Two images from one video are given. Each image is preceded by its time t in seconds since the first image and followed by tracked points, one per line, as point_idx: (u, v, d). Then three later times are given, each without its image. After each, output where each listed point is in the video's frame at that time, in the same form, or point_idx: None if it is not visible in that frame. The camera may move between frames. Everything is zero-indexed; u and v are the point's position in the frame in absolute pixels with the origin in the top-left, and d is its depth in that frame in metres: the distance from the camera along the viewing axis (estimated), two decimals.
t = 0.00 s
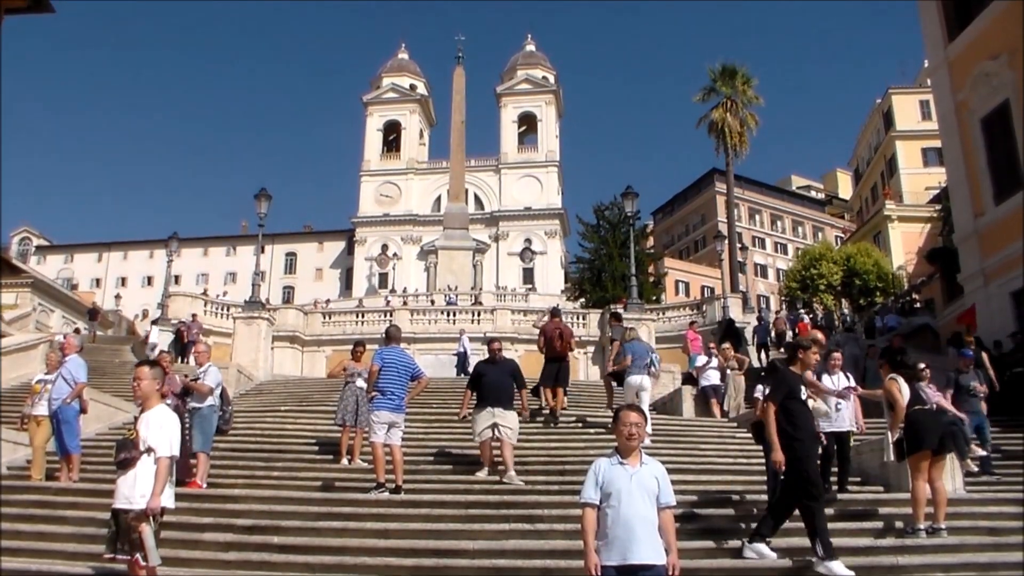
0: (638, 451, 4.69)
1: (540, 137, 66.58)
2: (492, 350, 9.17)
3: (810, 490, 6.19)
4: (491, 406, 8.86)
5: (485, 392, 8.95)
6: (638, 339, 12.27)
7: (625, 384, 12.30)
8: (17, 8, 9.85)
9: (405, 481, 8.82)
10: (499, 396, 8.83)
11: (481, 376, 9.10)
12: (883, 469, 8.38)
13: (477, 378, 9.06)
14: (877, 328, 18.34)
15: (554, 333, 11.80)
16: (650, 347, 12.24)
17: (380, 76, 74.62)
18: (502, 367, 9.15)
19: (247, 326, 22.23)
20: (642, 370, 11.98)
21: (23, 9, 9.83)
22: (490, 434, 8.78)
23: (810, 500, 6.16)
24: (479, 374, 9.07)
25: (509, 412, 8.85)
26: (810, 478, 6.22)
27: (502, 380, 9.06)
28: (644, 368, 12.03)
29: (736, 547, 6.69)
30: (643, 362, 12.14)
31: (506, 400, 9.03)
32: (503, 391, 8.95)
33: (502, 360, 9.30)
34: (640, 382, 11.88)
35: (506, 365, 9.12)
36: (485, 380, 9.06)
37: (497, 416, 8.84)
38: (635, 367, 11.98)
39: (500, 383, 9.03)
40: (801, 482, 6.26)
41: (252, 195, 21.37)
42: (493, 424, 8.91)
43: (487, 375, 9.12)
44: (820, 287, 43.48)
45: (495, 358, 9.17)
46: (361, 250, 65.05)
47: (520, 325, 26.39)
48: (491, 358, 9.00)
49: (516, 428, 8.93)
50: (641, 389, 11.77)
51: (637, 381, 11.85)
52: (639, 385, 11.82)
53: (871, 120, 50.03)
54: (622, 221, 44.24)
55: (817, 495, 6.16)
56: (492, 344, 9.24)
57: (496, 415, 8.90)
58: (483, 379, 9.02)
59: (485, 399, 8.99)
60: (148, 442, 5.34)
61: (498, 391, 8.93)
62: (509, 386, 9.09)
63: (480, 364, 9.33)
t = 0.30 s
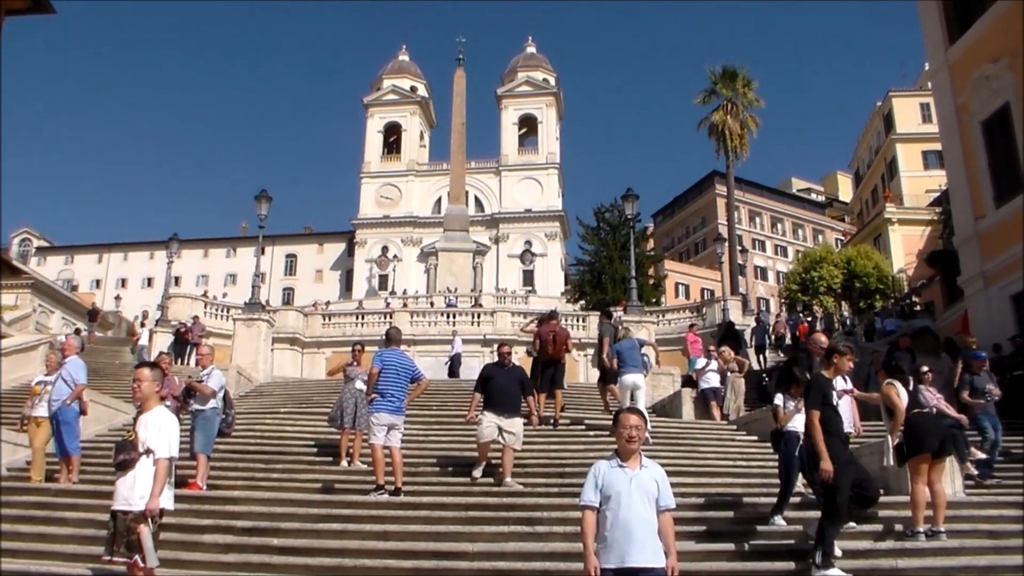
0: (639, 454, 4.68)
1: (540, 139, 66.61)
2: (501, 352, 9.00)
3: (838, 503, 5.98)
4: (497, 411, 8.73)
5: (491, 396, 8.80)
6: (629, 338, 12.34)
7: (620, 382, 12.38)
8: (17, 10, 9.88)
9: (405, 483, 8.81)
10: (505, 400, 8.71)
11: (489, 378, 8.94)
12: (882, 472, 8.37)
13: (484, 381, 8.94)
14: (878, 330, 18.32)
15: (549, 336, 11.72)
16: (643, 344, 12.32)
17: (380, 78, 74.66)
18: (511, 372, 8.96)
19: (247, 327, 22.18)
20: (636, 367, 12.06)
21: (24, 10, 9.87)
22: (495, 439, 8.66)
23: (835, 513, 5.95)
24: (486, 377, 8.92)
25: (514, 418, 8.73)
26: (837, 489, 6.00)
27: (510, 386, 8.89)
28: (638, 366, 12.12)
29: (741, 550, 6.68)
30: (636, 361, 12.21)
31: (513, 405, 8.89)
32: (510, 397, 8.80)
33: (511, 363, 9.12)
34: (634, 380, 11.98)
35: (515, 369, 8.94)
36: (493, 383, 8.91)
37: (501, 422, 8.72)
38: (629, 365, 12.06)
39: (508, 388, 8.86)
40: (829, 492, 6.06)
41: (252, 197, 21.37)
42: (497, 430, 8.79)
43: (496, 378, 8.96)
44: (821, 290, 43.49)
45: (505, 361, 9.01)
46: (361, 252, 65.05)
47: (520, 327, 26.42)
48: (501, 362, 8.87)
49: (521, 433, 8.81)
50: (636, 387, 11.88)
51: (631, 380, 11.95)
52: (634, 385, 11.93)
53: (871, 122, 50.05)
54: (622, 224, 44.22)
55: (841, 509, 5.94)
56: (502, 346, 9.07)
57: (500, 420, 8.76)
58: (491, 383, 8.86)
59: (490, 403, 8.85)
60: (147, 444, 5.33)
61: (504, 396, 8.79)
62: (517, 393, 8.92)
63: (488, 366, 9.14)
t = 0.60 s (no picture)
0: (638, 457, 4.68)
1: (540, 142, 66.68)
2: (499, 352, 9.04)
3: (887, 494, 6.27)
4: (498, 411, 8.72)
5: (491, 396, 8.78)
6: (620, 338, 12.43)
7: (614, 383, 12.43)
8: (18, 11, 9.92)
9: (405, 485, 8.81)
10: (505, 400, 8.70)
11: (489, 378, 8.94)
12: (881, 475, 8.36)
13: (482, 380, 8.92)
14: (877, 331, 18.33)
15: (538, 337, 12.11)
16: (633, 344, 12.42)
17: (380, 80, 74.74)
18: (510, 373, 8.99)
19: (247, 329, 22.19)
20: (629, 367, 12.14)
21: (26, 12, 9.94)
22: (495, 440, 8.63)
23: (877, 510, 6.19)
24: (486, 375, 8.91)
25: (513, 418, 8.74)
26: (873, 489, 6.29)
27: (508, 387, 8.90)
28: (630, 365, 12.20)
29: (754, 552, 6.70)
30: (628, 361, 12.31)
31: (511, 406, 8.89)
32: (510, 397, 8.79)
33: (508, 365, 9.14)
34: (629, 380, 12.04)
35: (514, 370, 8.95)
36: (492, 384, 8.91)
37: (503, 423, 8.70)
38: (622, 366, 12.16)
39: (506, 388, 8.87)
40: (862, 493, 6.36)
41: (252, 199, 21.37)
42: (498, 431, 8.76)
43: (495, 378, 8.97)
44: (821, 292, 43.51)
45: (503, 361, 9.02)
46: (361, 253, 65.03)
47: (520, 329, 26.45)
48: (500, 362, 8.88)
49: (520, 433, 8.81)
50: (632, 387, 11.97)
51: (626, 380, 12.01)
52: (629, 384, 12.01)
53: (871, 125, 50.11)
54: (622, 226, 44.28)
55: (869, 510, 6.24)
56: (500, 347, 9.10)
57: (500, 421, 8.75)
58: (490, 382, 8.86)
59: (489, 403, 8.83)
60: (146, 445, 5.32)
61: (503, 396, 8.78)
62: (514, 394, 8.93)
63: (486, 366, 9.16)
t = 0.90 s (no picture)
0: (639, 459, 4.68)
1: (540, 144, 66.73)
2: (494, 355, 9.02)
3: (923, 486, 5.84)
4: (498, 414, 8.70)
5: (489, 400, 8.76)
6: (620, 341, 12.40)
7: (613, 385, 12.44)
8: (19, 14, 9.94)
9: (405, 487, 8.84)
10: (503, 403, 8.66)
11: (486, 381, 8.92)
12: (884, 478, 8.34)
13: (480, 384, 8.87)
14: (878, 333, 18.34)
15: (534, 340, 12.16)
16: (632, 347, 12.41)
17: (380, 83, 74.80)
18: (506, 376, 8.98)
19: (247, 333, 22.22)
20: (629, 370, 12.16)
21: (28, 15, 9.97)
22: (496, 443, 8.59)
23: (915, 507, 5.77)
24: (482, 379, 8.89)
25: (513, 420, 8.71)
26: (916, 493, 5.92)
27: (505, 390, 8.89)
28: (631, 368, 12.22)
29: (761, 555, 6.69)
30: (629, 364, 12.28)
31: (508, 408, 8.87)
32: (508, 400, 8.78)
33: (503, 367, 9.13)
34: (629, 383, 12.05)
35: (510, 373, 8.95)
36: (489, 387, 8.89)
37: (502, 424, 8.67)
38: (622, 369, 12.17)
39: (503, 391, 8.87)
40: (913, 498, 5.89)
41: (253, 202, 21.37)
42: (499, 433, 8.72)
43: (491, 382, 8.95)
44: (822, 294, 43.47)
45: (498, 364, 9.01)
46: (361, 256, 65.00)
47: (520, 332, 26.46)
48: (496, 364, 8.87)
49: (520, 435, 8.76)
50: (632, 391, 11.99)
51: (626, 383, 12.02)
52: (629, 388, 12.02)
53: (871, 127, 50.14)
54: (622, 228, 44.30)
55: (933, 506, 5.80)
56: (494, 350, 9.07)
57: (499, 423, 8.72)
58: (486, 386, 8.84)
59: (488, 407, 8.82)
60: (147, 448, 5.29)
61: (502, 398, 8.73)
62: (511, 397, 8.91)
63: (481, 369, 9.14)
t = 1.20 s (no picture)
0: (640, 463, 4.68)
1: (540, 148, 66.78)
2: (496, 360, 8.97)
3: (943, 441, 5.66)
4: (499, 420, 8.64)
5: (490, 406, 8.70)
6: (620, 346, 12.41)
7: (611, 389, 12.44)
8: (19, 19, 9.97)
9: (404, 491, 8.85)
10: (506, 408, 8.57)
11: (488, 388, 8.87)
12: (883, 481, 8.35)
13: (482, 391, 8.79)
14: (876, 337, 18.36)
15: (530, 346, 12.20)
16: (632, 352, 12.43)
17: (380, 88, 74.89)
18: (508, 382, 8.93)
19: (247, 337, 22.18)
20: (628, 375, 12.17)
21: (27, 20, 10.02)
22: (497, 450, 8.52)
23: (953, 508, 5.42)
24: (485, 385, 8.84)
25: (515, 426, 8.66)
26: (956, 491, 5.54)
27: (509, 396, 8.84)
28: (630, 372, 12.23)
29: (763, 560, 6.67)
30: (627, 368, 12.29)
31: (511, 414, 8.81)
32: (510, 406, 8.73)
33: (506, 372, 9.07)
34: (628, 387, 12.10)
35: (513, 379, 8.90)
36: (493, 394, 8.84)
37: (503, 431, 8.59)
38: (621, 373, 12.18)
39: (506, 397, 8.82)
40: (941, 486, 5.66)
41: (253, 207, 21.38)
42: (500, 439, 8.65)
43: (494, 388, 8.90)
44: (822, 299, 43.46)
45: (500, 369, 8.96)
46: (361, 261, 65.06)
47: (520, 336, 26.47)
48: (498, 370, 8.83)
49: (519, 442, 8.65)
50: (631, 394, 12.00)
51: (626, 387, 12.03)
52: (628, 391, 12.03)
53: (871, 132, 50.23)
54: (622, 233, 44.33)
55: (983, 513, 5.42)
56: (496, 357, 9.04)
57: (500, 429, 8.65)
58: (489, 392, 8.75)
59: (490, 413, 8.72)
60: (148, 453, 5.29)
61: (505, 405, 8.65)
62: (515, 403, 8.86)
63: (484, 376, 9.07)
